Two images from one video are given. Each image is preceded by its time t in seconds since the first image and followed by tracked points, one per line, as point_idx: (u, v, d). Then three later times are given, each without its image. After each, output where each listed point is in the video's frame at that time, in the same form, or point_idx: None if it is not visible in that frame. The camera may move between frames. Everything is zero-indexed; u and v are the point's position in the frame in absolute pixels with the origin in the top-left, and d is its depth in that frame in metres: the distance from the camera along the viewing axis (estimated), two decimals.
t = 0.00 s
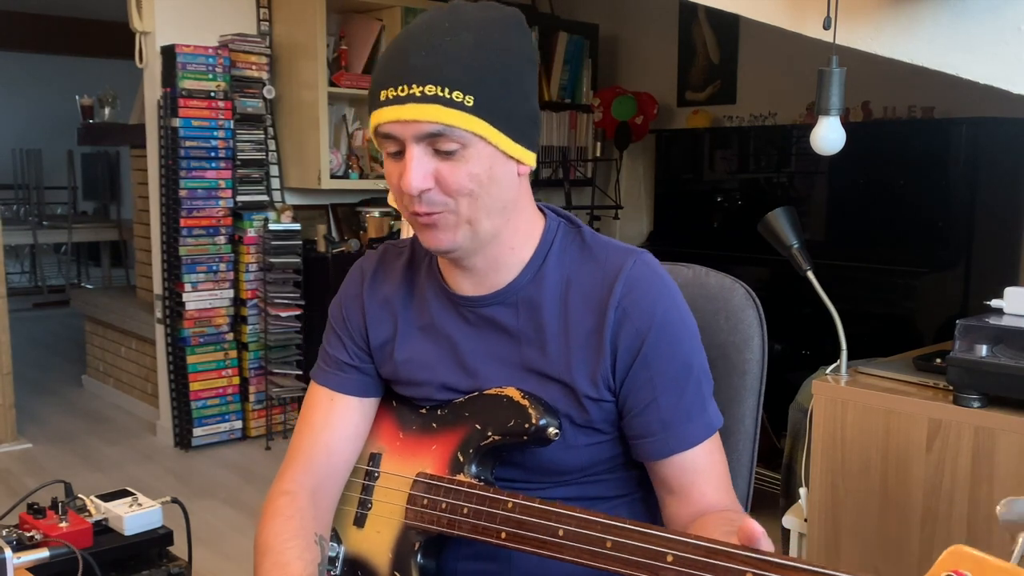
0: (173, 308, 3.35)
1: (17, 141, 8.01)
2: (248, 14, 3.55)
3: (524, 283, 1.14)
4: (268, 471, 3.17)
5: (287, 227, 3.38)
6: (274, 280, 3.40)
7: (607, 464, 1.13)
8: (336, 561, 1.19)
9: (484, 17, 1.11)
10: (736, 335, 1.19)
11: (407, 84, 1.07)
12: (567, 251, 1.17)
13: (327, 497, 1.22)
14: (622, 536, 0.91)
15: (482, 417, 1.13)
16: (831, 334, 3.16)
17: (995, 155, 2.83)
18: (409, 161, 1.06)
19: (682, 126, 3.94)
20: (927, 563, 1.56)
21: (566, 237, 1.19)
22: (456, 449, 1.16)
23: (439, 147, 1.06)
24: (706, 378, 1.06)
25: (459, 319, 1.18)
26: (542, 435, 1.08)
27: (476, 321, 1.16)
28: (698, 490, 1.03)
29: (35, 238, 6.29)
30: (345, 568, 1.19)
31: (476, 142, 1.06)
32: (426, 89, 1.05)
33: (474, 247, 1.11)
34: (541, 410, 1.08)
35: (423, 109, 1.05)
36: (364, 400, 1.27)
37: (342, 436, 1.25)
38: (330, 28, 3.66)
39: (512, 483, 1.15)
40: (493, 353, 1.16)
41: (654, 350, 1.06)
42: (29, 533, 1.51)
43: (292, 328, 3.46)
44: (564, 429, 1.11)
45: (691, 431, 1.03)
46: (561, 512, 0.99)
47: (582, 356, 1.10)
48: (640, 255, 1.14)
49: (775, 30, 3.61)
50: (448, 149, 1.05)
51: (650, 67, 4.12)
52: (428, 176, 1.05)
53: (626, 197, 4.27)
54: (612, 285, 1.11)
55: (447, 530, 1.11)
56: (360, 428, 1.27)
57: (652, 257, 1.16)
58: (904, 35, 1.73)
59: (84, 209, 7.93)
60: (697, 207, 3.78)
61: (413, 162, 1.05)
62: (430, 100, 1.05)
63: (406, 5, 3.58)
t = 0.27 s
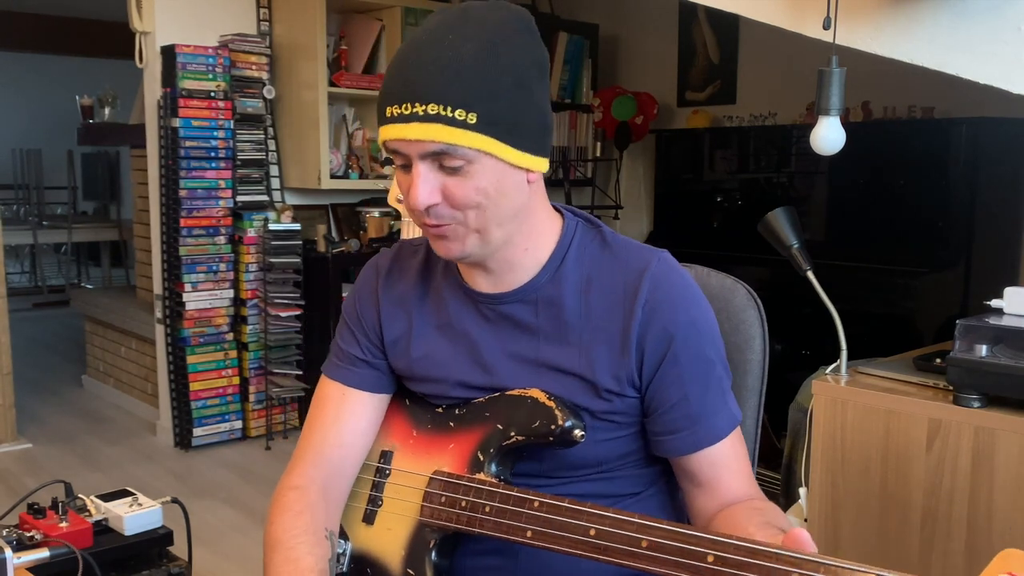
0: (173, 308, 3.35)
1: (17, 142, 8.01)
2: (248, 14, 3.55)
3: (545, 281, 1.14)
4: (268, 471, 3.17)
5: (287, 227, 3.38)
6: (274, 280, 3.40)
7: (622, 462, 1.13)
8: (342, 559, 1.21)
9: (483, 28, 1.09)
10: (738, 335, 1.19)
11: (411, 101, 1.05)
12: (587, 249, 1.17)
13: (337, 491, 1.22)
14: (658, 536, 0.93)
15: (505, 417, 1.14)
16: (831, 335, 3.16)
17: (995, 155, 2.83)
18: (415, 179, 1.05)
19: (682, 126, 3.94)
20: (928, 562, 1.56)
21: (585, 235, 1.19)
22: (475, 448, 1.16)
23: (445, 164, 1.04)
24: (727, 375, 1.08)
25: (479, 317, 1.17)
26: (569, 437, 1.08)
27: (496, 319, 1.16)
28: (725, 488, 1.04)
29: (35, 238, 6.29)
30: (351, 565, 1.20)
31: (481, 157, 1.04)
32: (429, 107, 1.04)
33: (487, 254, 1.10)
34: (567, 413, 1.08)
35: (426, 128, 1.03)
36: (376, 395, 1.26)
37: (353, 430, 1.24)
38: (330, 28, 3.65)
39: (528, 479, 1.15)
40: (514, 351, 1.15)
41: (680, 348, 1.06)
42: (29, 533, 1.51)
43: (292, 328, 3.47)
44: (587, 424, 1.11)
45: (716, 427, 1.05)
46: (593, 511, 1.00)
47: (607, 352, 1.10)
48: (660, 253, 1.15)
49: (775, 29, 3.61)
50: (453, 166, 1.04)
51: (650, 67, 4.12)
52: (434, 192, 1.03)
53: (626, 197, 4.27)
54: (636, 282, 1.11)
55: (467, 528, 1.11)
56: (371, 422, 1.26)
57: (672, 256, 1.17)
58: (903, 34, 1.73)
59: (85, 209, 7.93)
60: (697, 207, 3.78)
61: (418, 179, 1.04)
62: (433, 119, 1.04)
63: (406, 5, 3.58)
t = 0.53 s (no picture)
0: (173, 308, 3.35)
1: (17, 142, 8.01)
2: (248, 14, 3.55)
3: (565, 282, 1.15)
4: (268, 471, 3.17)
5: (287, 227, 3.38)
6: (274, 280, 3.40)
7: (631, 462, 1.13)
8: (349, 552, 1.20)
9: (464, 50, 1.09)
10: (739, 335, 1.19)
11: (381, 122, 1.11)
12: (607, 251, 1.17)
13: (351, 483, 1.22)
14: (674, 531, 0.95)
15: (522, 415, 1.14)
16: (831, 335, 3.16)
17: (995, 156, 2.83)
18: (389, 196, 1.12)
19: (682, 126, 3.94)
20: (928, 562, 1.56)
21: (605, 237, 1.19)
22: (491, 444, 1.17)
23: (411, 182, 1.10)
24: (742, 381, 1.08)
25: (498, 316, 1.19)
26: (586, 436, 1.07)
27: (515, 318, 1.17)
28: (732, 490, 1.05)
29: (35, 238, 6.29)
30: (359, 557, 1.19)
31: (438, 178, 1.08)
32: (387, 131, 1.09)
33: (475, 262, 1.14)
34: (584, 412, 1.08)
35: (385, 151, 1.09)
36: (392, 390, 1.27)
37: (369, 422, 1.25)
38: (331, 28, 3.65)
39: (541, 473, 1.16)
40: (531, 351, 1.16)
41: (696, 354, 1.06)
42: (29, 533, 1.51)
43: (292, 328, 3.47)
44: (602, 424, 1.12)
45: (727, 433, 1.05)
46: (608, 506, 1.01)
47: (624, 355, 1.10)
48: (680, 259, 1.14)
49: (775, 29, 3.61)
50: (416, 184, 1.09)
51: (650, 67, 4.12)
52: (404, 209, 1.10)
53: (626, 197, 4.27)
54: (655, 286, 1.11)
55: (480, 522, 1.11)
56: (388, 416, 1.27)
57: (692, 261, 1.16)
58: (904, 33, 1.73)
59: (85, 208, 7.92)
60: (697, 207, 3.78)
61: (392, 196, 1.11)
62: (390, 143, 1.09)
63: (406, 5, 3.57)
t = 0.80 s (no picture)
0: (173, 308, 3.35)
1: (16, 142, 8.01)
2: (248, 14, 3.55)
3: (577, 274, 1.15)
4: (268, 471, 3.17)
5: (287, 227, 3.38)
6: (274, 280, 3.40)
7: (634, 459, 1.12)
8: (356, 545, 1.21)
9: (509, 42, 1.11)
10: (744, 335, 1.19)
11: (414, 98, 1.14)
12: (621, 247, 1.17)
13: (365, 474, 1.23)
14: (668, 521, 0.95)
15: (529, 409, 1.14)
16: (831, 335, 3.16)
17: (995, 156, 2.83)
18: (416, 171, 1.14)
19: (682, 126, 3.94)
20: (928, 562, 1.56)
21: (620, 235, 1.19)
22: (498, 438, 1.17)
23: (438, 157, 1.12)
24: (747, 380, 1.07)
25: (510, 308, 1.19)
26: (589, 431, 1.08)
27: (526, 310, 1.17)
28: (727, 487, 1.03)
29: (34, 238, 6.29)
30: (367, 549, 1.19)
31: (465, 153, 1.10)
32: (420, 105, 1.12)
33: (492, 245, 1.14)
34: (589, 406, 1.08)
35: (416, 123, 1.12)
36: (408, 382, 1.28)
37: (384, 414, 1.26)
38: (331, 28, 3.66)
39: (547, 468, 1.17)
40: (540, 342, 1.16)
41: (704, 347, 1.06)
42: (29, 534, 1.51)
43: (292, 328, 3.48)
44: (607, 417, 1.11)
45: (726, 428, 1.03)
46: (608, 497, 1.02)
47: (632, 347, 1.10)
48: (693, 256, 1.15)
49: (775, 29, 3.61)
50: (442, 159, 1.11)
51: (650, 67, 4.12)
52: (429, 184, 1.12)
53: (626, 197, 4.27)
54: (666, 280, 1.11)
55: (482, 512, 1.12)
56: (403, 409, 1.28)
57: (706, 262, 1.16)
58: (904, 33, 1.72)
59: (84, 208, 7.92)
60: (697, 207, 3.78)
61: (419, 171, 1.13)
62: (421, 116, 1.12)
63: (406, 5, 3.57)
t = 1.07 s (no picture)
0: (173, 308, 3.35)
1: (16, 142, 8.01)
2: (248, 14, 3.55)
3: (574, 268, 1.16)
4: (268, 471, 3.17)
5: (287, 227, 3.37)
6: (274, 280, 3.40)
7: (632, 453, 1.12)
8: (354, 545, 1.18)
9: (569, 38, 1.17)
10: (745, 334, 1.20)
11: (515, 50, 1.15)
12: (617, 243, 1.19)
13: (354, 465, 1.23)
14: (659, 503, 0.95)
15: (520, 403, 1.14)
16: (830, 334, 3.16)
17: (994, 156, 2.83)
18: (516, 120, 1.14)
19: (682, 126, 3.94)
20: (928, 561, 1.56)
21: (614, 232, 1.21)
22: (491, 434, 1.17)
23: (543, 108, 1.15)
24: (743, 370, 1.06)
25: (506, 302, 1.20)
26: (580, 422, 1.08)
27: (523, 303, 1.18)
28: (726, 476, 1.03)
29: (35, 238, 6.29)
30: (364, 549, 1.18)
31: (569, 109, 1.16)
32: (535, 54, 1.15)
33: (554, 216, 1.17)
34: (580, 397, 1.09)
35: (533, 71, 1.14)
36: (397, 376, 1.28)
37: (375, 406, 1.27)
38: (331, 28, 3.66)
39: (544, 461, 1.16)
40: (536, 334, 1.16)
41: (698, 335, 1.06)
42: (29, 534, 1.51)
43: (292, 327, 3.47)
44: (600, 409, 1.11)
45: (722, 416, 1.03)
46: (600, 484, 1.02)
47: (627, 338, 1.10)
48: (687, 250, 1.16)
49: (775, 30, 3.61)
50: (548, 112, 1.15)
51: (650, 67, 4.12)
52: (532, 136, 1.13)
53: (626, 197, 4.27)
54: (661, 272, 1.12)
55: (477, 506, 1.12)
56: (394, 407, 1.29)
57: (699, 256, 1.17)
58: (904, 34, 1.72)
59: (84, 208, 7.92)
60: (697, 207, 3.78)
61: (521, 121, 1.14)
62: (537, 64, 1.14)
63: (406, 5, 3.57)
